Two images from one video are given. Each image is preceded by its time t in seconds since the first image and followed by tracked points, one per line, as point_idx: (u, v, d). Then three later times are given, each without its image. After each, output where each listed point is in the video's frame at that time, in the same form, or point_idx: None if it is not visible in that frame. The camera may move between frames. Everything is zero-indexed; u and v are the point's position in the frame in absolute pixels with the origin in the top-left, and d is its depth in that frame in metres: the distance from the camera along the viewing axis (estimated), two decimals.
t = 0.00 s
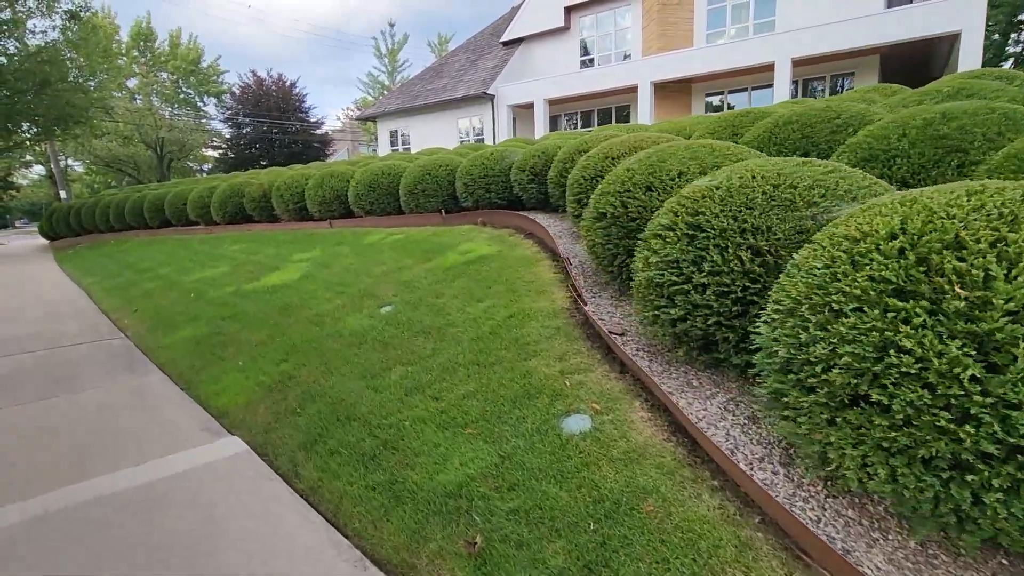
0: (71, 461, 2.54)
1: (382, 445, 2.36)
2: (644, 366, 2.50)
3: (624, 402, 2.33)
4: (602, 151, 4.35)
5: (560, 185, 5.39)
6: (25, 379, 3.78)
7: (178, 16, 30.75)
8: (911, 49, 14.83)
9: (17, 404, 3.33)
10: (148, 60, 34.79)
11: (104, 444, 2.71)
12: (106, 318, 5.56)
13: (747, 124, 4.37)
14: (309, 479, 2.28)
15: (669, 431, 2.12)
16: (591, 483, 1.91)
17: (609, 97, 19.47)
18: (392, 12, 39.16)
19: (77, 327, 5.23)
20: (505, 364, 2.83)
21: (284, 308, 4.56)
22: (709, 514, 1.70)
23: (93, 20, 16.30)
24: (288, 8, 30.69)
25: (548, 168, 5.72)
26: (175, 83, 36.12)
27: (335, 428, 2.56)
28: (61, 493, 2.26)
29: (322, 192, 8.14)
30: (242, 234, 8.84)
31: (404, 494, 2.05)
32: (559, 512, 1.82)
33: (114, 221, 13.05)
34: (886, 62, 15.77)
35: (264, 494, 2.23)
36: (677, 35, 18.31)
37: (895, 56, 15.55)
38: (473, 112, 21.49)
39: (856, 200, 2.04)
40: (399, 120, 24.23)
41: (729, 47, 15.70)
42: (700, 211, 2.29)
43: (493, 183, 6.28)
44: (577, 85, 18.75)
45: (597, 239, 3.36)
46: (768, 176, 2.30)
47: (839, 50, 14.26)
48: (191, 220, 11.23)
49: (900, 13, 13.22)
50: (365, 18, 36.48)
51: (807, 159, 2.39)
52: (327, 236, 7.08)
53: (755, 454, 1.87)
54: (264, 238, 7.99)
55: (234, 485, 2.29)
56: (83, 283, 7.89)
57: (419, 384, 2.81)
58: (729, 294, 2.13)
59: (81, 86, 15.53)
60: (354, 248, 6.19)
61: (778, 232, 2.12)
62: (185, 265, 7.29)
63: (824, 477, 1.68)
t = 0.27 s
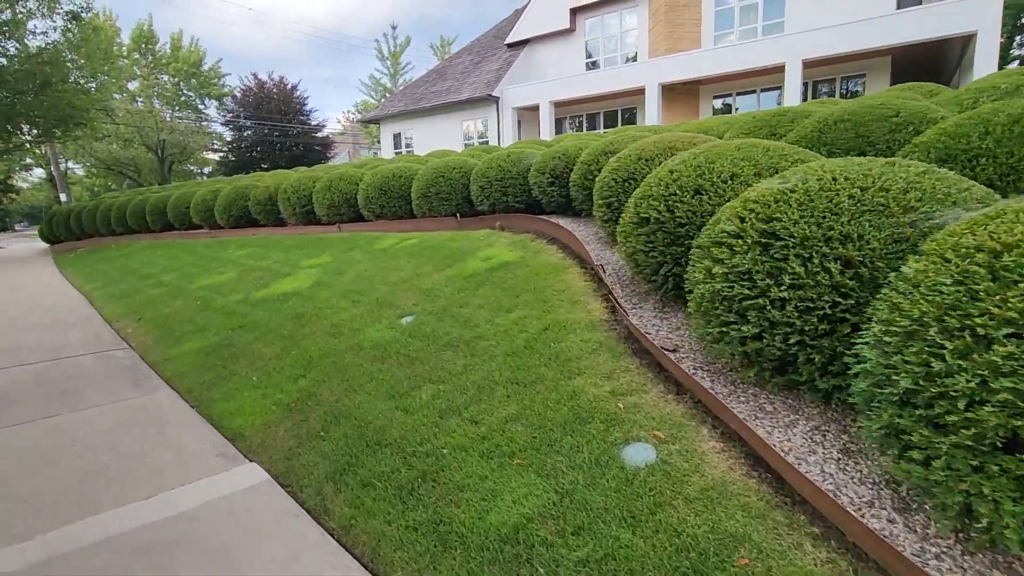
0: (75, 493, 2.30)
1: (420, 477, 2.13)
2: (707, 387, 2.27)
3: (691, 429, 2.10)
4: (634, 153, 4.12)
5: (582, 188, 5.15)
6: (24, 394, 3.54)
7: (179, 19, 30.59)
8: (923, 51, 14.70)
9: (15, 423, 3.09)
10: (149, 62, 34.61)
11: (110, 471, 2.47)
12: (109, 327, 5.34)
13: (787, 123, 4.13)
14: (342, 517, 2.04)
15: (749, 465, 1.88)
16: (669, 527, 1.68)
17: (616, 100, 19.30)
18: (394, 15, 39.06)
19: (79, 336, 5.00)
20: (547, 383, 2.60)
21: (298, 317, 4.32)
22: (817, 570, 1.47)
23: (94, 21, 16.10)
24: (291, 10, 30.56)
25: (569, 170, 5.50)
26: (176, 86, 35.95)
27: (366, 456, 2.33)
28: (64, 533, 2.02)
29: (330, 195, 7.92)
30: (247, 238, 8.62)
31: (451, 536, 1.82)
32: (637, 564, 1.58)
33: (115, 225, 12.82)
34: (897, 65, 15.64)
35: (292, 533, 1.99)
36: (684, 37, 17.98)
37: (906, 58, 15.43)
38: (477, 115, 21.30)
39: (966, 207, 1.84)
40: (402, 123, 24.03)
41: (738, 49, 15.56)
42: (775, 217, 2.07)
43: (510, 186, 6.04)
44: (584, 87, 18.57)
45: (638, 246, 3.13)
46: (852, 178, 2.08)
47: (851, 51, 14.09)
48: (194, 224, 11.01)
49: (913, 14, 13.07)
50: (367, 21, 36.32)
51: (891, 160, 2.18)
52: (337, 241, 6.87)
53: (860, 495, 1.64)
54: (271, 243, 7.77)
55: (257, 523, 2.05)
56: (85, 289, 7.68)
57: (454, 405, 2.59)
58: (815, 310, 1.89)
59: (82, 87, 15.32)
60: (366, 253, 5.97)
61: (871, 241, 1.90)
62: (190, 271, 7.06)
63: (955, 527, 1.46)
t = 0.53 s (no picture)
0: (82, 530, 2.06)
1: (471, 514, 1.90)
2: (786, 411, 2.06)
3: (776, 461, 1.89)
4: (670, 153, 3.91)
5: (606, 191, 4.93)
6: (24, 410, 3.31)
7: (178, 21, 30.33)
8: (933, 53, 14.57)
9: (16, 444, 2.86)
10: (148, 64, 34.34)
11: (121, 504, 2.23)
12: (113, 336, 5.10)
13: (831, 123, 3.97)
14: (385, 562, 1.80)
15: (853, 504, 1.67)
16: None
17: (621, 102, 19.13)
18: (395, 17, 38.86)
19: (81, 345, 4.78)
20: (600, 404, 2.38)
21: (313, 327, 4.09)
22: None
23: (93, 22, 15.85)
24: (291, 12, 30.34)
25: (592, 172, 5.28)
26: (174, 88, 35.67)
27: (406, 488, 2.10)
28: None
29: (339, 199, 7.70)
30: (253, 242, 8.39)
31: None
32: None
33: (115, 228, 12.57)
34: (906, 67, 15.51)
35: None
36: (690, 38, 17.78)
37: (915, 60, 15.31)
38: (480, 117, 21.11)
39: None
40: (404, 125, 23.83)
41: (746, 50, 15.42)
42: (872, 223, 1.88)
43: (529, 188, 5.82)
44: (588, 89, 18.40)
45: (687, 253, 2.92)
46: (957, 181, 1.89)
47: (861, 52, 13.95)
48: (196, 227, 10.77)
49: (925, 15, 12.93)
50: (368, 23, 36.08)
51: (995, 161, 1.99)
52: (347, 246, 6.64)
53: (999, 544, 1.42)
54: (278, 247, 7.55)
55: (290, 568, 1.82)
56: (85, 294, 7.44)
57: (497, 429, 2.36)
58: (928, 329, 1.69)
59: (81, 88, 15.07)
60: (380, 258, 5.75)
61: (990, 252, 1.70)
62: (195, 276, 6.82)
63: None
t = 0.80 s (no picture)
0: (103, 571, 1.85)
1: (545, 556, 1.69)
2: (895, 438, 1.84)
3: (897, 498, 1.67)
4: (717, 151, 3.69)
5: (639, 192, 4.69)
6: (31, 425, 3.09)
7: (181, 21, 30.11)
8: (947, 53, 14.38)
9: (24, 464, 2.63)
10: (149, 64, 34.11)
11: (144, 538, 2.01)
12: (122, 342, 4.88)
13: (886, 120, 3.79)
14: None
15: (998, 554, 1.47)
16: None
17: (629, 103, 18.95)
18: (399, 18, 38.66)
19: (89, 352, 4.55)
20: (673, 424, 2.16)
21: (336, 335, 3.87)
22: None
23: (96, 20, 15.63)
24: (294, 12, 30.13)
25: (622, 172, 5.06)
26: (176, 88, 35.44)
27: (464, 522, 1.88)
28: None
29: (351, 199, 7.48)
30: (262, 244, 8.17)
31: None
32: None
33: (117, 229, 12.33)
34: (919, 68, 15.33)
35: None
36: (699, 39, 17.73)
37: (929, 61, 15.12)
38: (486, 118, 20.91)
39: None
40: (409, 126, 23.62)
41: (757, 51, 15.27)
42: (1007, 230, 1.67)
43: (553, 189, 5.60)
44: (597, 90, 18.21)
45: (751, 258, 2.70)
46: None
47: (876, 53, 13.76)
48: (202, 228, 10.55)
49: (940, 15, 12.75)
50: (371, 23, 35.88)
51: None
52: (362, 248, 6.42)
53: None
54: (289, 249, 7.32)
55: None
56: (90, 298, 7.22)
57: (559, 453, 2.14)
58: None
59: (83, 87, 14.83)
60: (399, 261, 5.53)
61: None
62: (204, 279, 6.60)
63: None
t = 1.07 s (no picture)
0: None
1: None
2: None
3: None
4: (768, 150, 3.44)
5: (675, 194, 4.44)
6: (36, 437, 2.86)
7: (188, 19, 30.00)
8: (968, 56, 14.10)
9: (27, 484, 2.40)
10: (156, 62, 34.02)
11: None
12: (130, 346, 4.66)
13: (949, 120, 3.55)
14: None
15: None
16: None
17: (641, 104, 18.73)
18: (407, 18, 38.51)
19: (96, 357, 4.33)
20: (756, 453, 1.93)
21: (360, 342, 3.64)
22: None
23: (104, 15, 15.47)
24: (302, 11, 29.99)
25: (655, 173, 4.81)
26: (182, 86, 35.34)
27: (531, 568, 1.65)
28: None
29: (366, 199, 7.25)
30: (273, 244, 7.95)
31: None
32: None
33: (124, 227, 12.14)
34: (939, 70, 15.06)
35: None
36: (712, 40, 17.35)
37: (949, 64, 14.85)
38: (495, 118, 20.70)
39: None
40: (417, 126, 23.43)
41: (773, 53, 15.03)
42: None
43: (580, 190, 5.37)
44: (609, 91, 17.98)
45: (825, 266, 2.47)
46: None
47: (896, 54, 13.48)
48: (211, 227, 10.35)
49: (964, 16, 12.47)
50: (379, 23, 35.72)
51: None
52: (379, 249, 6.19)
53: None
54: (302, 250, 7.11)
55: None
56: (97, 298, 7.00)
57: (629, 485, 1.91)
58: None
59: (90, 84, 14.66)
60: (419, 264, 5.29)
61: None
62: (214, 280, 6.38)
63: None
